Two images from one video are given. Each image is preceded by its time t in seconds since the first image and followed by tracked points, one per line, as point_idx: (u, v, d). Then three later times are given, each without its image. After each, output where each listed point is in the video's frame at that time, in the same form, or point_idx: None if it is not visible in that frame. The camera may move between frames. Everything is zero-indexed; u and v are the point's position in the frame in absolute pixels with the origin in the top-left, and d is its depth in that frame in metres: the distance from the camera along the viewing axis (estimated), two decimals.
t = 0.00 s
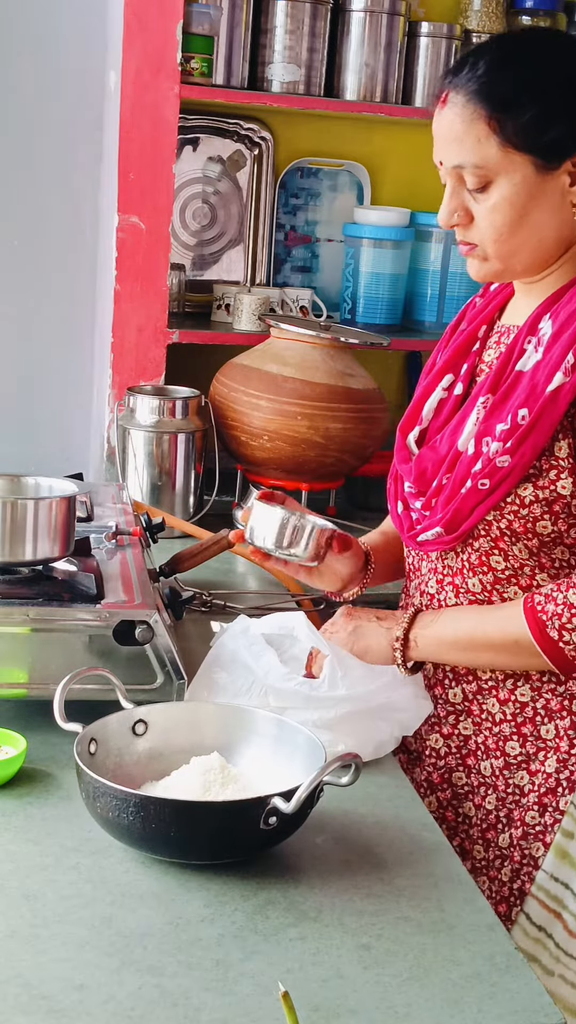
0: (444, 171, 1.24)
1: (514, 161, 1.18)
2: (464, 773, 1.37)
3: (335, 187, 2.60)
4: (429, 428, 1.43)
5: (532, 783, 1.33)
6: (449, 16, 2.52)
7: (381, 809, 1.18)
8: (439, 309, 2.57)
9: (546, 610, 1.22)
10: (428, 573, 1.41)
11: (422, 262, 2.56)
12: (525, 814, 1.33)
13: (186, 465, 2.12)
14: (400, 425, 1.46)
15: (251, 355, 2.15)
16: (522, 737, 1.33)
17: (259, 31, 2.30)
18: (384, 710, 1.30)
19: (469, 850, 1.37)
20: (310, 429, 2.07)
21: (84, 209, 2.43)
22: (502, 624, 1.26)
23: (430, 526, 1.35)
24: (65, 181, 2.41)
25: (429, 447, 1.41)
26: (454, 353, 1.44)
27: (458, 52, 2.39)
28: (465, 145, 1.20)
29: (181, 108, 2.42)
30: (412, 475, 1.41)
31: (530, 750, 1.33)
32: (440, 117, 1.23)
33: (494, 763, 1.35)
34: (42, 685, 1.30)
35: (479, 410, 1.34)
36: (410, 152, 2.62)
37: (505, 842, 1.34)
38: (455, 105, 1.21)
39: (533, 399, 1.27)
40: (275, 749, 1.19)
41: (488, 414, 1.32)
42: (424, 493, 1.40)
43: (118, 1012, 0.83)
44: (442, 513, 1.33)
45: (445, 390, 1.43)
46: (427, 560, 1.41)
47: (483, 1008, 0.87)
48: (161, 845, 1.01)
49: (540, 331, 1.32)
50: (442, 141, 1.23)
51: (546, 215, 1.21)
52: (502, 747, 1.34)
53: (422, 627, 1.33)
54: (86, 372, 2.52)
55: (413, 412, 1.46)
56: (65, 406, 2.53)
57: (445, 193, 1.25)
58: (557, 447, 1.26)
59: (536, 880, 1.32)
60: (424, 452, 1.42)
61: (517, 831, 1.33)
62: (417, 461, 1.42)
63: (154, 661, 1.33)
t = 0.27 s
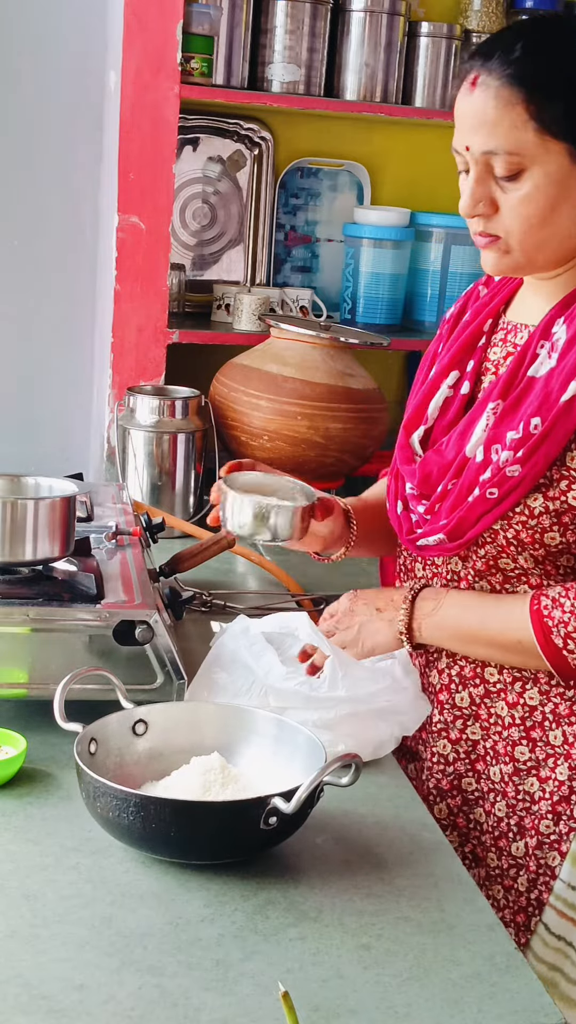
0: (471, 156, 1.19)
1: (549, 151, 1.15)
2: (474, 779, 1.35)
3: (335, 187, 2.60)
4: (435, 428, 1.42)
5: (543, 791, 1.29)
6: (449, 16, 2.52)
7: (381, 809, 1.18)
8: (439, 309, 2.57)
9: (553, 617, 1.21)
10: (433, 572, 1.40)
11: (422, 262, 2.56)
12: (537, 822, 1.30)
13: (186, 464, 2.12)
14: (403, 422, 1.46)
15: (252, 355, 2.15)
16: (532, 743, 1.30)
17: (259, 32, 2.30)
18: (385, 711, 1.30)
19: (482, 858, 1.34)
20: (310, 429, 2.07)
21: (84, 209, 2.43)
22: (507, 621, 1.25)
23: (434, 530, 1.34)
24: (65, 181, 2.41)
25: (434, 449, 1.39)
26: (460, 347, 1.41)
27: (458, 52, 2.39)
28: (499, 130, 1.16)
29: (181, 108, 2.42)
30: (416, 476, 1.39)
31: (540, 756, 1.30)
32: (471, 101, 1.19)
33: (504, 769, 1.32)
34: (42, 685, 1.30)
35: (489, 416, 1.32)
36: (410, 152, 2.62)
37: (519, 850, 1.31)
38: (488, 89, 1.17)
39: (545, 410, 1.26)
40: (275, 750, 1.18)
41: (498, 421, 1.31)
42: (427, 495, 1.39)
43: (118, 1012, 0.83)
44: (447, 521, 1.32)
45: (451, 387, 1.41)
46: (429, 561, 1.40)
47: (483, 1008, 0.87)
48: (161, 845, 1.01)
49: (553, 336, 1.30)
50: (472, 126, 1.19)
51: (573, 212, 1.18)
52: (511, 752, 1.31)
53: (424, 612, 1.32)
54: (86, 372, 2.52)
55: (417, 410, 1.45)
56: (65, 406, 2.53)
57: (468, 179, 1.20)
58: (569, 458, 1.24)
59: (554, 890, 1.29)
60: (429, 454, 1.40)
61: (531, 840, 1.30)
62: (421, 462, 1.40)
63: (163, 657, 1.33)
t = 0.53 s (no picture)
0: (493, 162, 1.06)
1: None
2: (484, 799, 1.29)
3: (335, 187, 2.60)
4: (444, 444, 1.29)
5: (559, 806, 1.24)
6: (449, 16, 2.52)
7: (381, 809, 1.18)
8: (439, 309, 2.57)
9: None
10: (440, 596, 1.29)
11: (422, 262, 2.56)
12: (554, 838, 1.25)
13: (186, 465, 2.12)
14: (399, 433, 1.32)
15: (251, 355, 2.15)
16: (547, 758, 1.25)
17: (259, 31, 2.30)
18: (383, 716, 1.30)
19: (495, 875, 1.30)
20: (310, 429, 2.07)
21: (84, 209, 2.43)
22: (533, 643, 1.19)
23: (450, 554, 1.26)
24: (65, 181, 2.40)
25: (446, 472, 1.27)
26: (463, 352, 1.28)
27: (458, 52, 2.39)
28: (528, 139, 1.03)
29: (181, 108, 2.42)
30: (426, 499, 1.28)
31: (556, 772, 1.24)
32: (494, 103, 1.06)
33: (518, 784, 1.27)
34: (42, 685, 1.30)
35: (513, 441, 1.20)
36: (410, 152, 2.62)
37: (534, 867, 1.27)
38: (514, 93, 1.04)
39: None
40: (275, 750, 1.18)
41: (524, 446, 1.20)
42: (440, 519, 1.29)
43: (118, 1012, 0.83)
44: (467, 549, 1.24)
45: (460, 399, 1.28)
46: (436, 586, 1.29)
47: (483, 1008, 0.87)
48: (162, 845, 1.01)
49: None
50: (494, 130, 1.05)
51: None
52: (526, 767, 1.26)
53: (448, 626, 1.26)
54: (86, 372, 2.52)
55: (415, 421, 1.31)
56: (65, 406, 2.53)
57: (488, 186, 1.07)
58: None
59: (569, 906, 1.24)
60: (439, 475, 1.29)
61: (546, 856, 1.26)
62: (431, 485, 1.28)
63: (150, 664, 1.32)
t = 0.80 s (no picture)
0: (511, 187, 0.99)
1: None
2: (491, 822, 1.29)
3: (335, 187, 2.60)
4: (451, 464, 1.26)
5: (570, 827, 1.24)
6: (449, 16, 2.52)
7: (381, 809, 1.18)
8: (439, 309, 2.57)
9: None
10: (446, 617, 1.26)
11: (422, 263, 2.57)
12: (563, 858, 1.24)
13: (186, 465, 2.11)
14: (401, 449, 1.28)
15: (252, 355, 2.15)
16: (556, 780, 1.24)
17: (259, 32, 2.30)
18: (383, 716, 1.31)
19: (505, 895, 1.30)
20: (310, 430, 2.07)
21: (84, 209, 2.43)
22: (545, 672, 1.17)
23: (456, 584, 1.25)
24: (65, 181, 2.40)
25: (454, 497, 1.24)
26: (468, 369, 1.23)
27: (458, 52, 2.39)
28: (549, 166, 0.97)
29: (181, 108, 2.42)
30: (432, 523, 1.25)
31: (565, 794, 1.23)
32: (515, 122, 0.99)
33: (527, 806, 1.27)
34: (42, 685, 1.31)
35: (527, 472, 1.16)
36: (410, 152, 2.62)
37: (545, 886, 1.27)
38: (537, 115, 0.98)
39: None
40: (275, 750, 1.19)
41: (539, 479, 1.16)
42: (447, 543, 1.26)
43: (118, 1012, 0.83)
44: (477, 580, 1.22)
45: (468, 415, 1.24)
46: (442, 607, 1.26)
47: (483, 1008, 0.87)
48: (162, 845, 1.01)
49: None
50: (514, 153, 0.99)
51: None
52: (535, 790, 1.25)
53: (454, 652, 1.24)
54: (86, 372, 2.52)
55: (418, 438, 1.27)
56: (65, 406, 2.53)
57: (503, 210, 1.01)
58: None
59: None
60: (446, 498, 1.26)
61: (557, 876, 1.25)
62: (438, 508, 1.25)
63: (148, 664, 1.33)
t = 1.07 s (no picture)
0: (530, 205, 0.99)
1: None
2: (484, 839, 1.29)
3: (335, 187, 2.60)
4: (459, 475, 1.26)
5: (566, 843, 1.25)
6: (449, 16, 2.52)
7: (381, 809, 1.18)
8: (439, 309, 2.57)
9: None
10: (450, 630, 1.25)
11: (422, 262, 2.57)
12: (560, 874, 1.26)
13: (186, 465, 2.11)
14: (410, 456, 1.27)
15: (251, 355, 2.15)
16: (551, 797, 1.24)
17: (259, 32, 2.30)
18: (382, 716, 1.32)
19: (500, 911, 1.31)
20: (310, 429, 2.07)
21: (84, 209, 2.43)
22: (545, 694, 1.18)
23: (460, 601, 1.24)
24: (65, 181, 2.40)
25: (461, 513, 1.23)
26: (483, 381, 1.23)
27: (458, 52, 2.39)
28: (569, 189, 0.97)
29: (181, 108, 2.42)
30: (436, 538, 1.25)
31: (560, 812, 1.23)
32: (537, 142, 0.99)
33: (521, 824, 1.26)
34: (42, 685, 1.31)
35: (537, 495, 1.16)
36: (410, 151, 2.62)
37: (542, 901, 1.28)
38: (559, 136, 0.97)
39: None
40: (275, 751, 1.18)
41: (547, 503, 1.16)
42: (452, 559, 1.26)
43: (118, 1012, 0.83)
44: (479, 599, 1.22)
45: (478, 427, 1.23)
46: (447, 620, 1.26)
47: (483, 1008, 0.87)
48: (161, 845, 1.01)
49: None
50: (534, 172, 0.98)
51: None
52: (530, 807, 1.25)
53: (448, 667, 1.25)
54: (86, 372, 2.52)
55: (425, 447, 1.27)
56: (65, 406, 2.53)
57: (522, 228, 1.00)
58: None
59: None
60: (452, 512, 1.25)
61: (553, 890, 1.27)
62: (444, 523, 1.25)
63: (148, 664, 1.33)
